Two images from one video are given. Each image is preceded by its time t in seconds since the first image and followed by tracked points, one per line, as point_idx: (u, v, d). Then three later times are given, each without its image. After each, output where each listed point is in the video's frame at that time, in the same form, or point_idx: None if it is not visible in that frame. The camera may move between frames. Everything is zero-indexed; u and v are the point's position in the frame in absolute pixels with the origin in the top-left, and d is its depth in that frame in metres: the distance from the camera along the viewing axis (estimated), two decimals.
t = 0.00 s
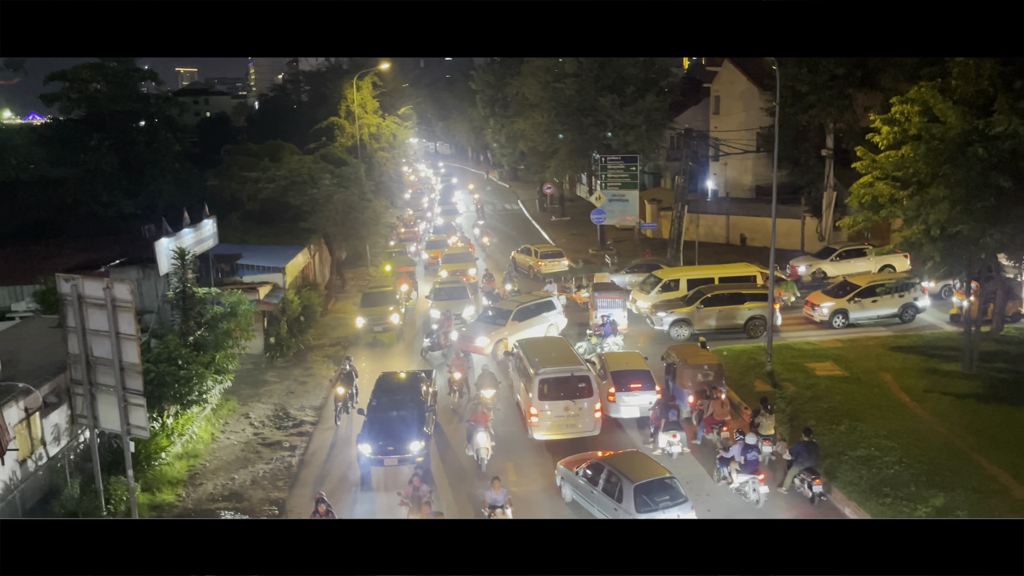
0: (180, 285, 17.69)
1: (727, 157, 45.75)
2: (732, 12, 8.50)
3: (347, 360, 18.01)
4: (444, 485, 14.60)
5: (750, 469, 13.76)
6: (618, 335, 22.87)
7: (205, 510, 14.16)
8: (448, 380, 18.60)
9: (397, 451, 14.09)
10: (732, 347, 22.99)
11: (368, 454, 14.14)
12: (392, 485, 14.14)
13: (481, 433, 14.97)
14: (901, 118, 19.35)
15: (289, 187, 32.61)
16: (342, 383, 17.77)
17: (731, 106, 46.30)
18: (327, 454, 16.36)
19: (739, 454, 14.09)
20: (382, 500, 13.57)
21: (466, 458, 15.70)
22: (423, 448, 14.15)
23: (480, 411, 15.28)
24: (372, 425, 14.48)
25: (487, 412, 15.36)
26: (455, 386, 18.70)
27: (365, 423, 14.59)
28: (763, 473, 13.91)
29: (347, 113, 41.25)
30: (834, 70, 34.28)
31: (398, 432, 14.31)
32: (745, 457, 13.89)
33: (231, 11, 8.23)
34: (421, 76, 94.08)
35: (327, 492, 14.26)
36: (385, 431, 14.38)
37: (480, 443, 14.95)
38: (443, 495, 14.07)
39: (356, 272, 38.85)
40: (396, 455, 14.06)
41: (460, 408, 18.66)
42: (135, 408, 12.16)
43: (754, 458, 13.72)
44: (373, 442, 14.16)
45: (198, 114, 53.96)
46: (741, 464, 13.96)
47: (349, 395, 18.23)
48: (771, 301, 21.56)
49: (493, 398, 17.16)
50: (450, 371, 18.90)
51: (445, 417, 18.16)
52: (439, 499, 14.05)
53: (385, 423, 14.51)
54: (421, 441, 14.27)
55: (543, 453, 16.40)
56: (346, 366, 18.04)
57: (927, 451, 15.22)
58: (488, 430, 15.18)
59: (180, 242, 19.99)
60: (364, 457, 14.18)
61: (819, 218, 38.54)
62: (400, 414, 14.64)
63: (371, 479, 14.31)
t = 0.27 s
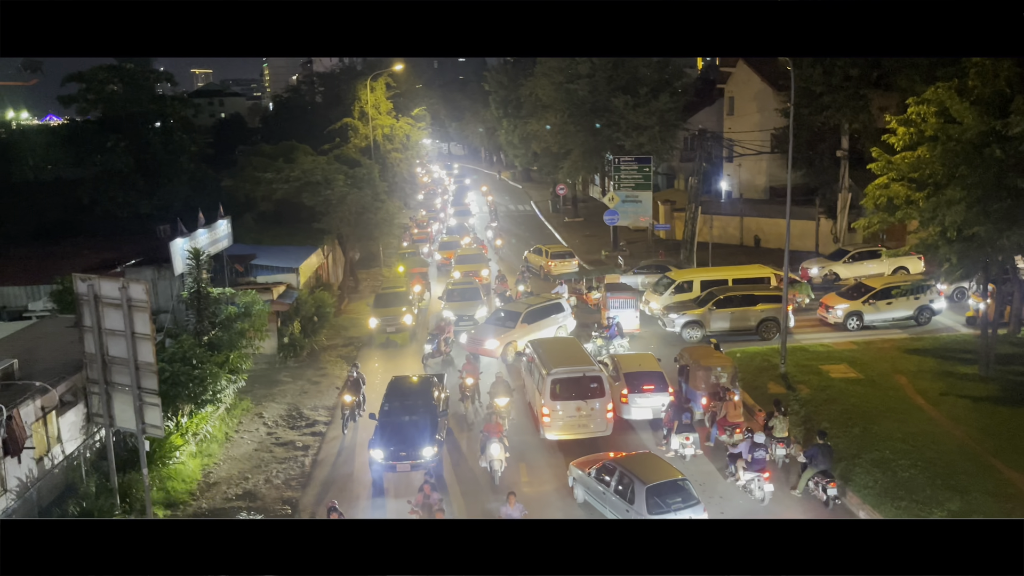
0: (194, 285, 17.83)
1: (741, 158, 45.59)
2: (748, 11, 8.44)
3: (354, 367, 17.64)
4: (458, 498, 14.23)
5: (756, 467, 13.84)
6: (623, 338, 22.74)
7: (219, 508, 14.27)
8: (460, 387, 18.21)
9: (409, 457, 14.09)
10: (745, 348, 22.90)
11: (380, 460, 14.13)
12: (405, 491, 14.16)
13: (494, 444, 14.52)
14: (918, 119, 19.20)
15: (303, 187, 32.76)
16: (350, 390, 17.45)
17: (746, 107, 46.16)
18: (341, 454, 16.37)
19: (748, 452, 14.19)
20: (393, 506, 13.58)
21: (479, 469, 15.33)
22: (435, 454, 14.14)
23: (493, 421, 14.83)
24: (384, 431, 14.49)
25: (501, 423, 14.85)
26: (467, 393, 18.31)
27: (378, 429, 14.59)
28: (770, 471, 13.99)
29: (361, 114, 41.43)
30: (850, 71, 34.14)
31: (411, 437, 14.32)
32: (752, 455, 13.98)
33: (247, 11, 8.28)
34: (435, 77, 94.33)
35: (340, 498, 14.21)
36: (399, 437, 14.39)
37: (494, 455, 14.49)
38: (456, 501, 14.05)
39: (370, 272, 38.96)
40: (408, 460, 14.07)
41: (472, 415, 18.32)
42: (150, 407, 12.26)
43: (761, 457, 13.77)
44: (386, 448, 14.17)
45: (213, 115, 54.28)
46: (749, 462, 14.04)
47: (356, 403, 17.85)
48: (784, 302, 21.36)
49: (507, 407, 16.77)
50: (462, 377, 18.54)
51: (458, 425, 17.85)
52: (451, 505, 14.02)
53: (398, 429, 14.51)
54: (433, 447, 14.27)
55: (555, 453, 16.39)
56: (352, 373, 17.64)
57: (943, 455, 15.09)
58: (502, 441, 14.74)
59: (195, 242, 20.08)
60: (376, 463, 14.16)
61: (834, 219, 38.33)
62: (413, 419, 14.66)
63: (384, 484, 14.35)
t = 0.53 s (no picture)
0: (207, 283, 17.90)
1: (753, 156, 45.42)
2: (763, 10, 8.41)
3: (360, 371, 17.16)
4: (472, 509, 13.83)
5: (761, 462, 13.92)
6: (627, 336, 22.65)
7: (231, 505, 14.36)
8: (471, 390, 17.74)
9: (420, 459, 14.08)
10: (757, 347, 22.81)
11: (391, 462, 14.10)
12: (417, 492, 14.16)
13: (506, 453, 14.06)
14: (932, 117, 19.07)
15: (315, 185, 32.87)
16: (356, 394, 16.97)
17: (758, 104, 45.98)
18: (352, 451, 16.41)
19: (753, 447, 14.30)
20: (402, 508, 13.56)
21: (492, 476, 14.96)
22: (446, 456, 14.13)
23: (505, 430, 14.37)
24: (395, 432, 14.48)
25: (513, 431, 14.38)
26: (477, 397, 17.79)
27: (389, 430, 14.58)
28: (774, 466, 14.08)
29: (373, 112, 41.52)
30: (863, 68, 33.97)
31: (422, 439, 14.30)
32: (758, 450, 14.05)
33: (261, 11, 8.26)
34: (446, 75, 94.37)
35: (350, 499, 14.19)
36: (410, 438, 14.36)
37: (506, 464, 14.03)
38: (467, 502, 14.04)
39: (381, 270, 39.04)
40: (419, 463, 14.06)
41: (484, 419, 17.84)
42: (163, 403, 12.33)
43: (765, 452, 13.84)
44: (396, 451, 14.13)
45: (224, 113, 54.44)
46: (754, 457, 14.10)
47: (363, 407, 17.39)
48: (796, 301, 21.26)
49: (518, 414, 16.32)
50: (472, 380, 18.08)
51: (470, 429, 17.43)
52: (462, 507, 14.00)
53: (409, 430, 14.48)
54: (444, 449, 14.25)
55: (565, 451, 16.38)
56: (359, 378, 17.18)
57: (956, 455, 15.00)
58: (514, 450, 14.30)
59: (207, 240, 20.15)
60: (387, 465, 14.14)
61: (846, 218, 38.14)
62: (423, 420, 14.66)
63: (394, 487, 14.33)
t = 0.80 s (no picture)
0: (218, 276, 17.94)
1: (764, 150, 45.19)
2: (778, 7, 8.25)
3: (365, 371, 16.80)
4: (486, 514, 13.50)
5: (766, 453, 14.08)
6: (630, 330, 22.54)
7: (242, 497, 14.45)
8: (481, 389, 17.42)
9: (430, 457, 14.04)
10: (768, 342, 22.72)
11: (401, 460, 14.07)
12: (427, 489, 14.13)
13: (518, 458, 13.67)
14: (946, 110, 18.89)
15: (325, 178, 32.95)
16: (361, 396, 16.56)
17: (770, 97, 45.71)
18: (363, 444, 16.45)
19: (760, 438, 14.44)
20: (409, 507, 13.45)
21: (502, 482, 14.58)
22: (457, 455, 14.07)
23: (517, 434, 13.99)
24: (405, 430, 14.48)
25: (525, 437, 14.00)
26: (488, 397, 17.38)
27: (399, 429, 14.57)
28: (779, 457, 14.20)
29: (383, 106, 41.53)
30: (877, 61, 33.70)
31: (432, 437, 14.26)
32: (763, 441, 14.21)
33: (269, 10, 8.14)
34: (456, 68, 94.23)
35: (360, 495, 14.16)
36: (419, 437, 14.33)
37: (518, 470, 13.63)
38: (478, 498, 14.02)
39: (391, 264, 39.10)
40: (429, 461, 14.00)
41: (495, 419, 17.50)
42: (175, 395, 12.40)
43: (770, 443, 13.99)
44: (407, 449, 14.08)
45: (236, 107, 54.59)
46: (760, 447, 14.27)
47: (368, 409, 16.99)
48: (808, 296, 21.16)
49: (530, 415, 15.94)
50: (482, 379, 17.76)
51: (482, 429, 17.11)
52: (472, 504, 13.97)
53: (419, 429, 14.46)
54: (454, 447, 14.21)
55: (575, 444, 16.38)
56: (364, 379, 16.81)
57: (967, 450, 14.92)
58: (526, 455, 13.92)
59: (218, 233, 20.19)
60: (397, 464, 14.10)
61: (858, 212, 37.91)
62: (433, 418, 14.67)
63: (402, 486, 14.25)
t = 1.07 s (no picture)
0: (229, 264, 17.98)
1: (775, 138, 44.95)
2: None
3: (371, 367, 16.54)
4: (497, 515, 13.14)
5: (771, 438, 14.24)
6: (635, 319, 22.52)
7: (253, 484, 14.54)
8: (492, 383, 17.21)
9: (439, 450, 14.02)
10: (778, 331, 22.67)
11: (409, 453, 14.03)
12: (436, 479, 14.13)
13: (530, 459, 13.29)
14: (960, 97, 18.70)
15: (335, 167, 32.95)
16: (367, 391, 16.28)
17: (781, 85, 45.39)
18: (373, 432, 16.50)
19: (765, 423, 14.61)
20: (417, 501, 13.36)
21: (513, 482, 14.19)
22: (466, 447, 14.01)
23: (528, 434, 13.61)
24: (414, 424, 14.51)
25: (537, 437, 13.63)
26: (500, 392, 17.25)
27: (409, 423, 14.56)
28: (785, 443, 14.31)
29: (393, 94, 41.47)
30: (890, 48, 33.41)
31: (442, 430, 14.28)
32: (769, 427, 14.37)
33: None
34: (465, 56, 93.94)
35: (369, 486, 14.16)
36: (428, 429, 14.34)
37: (529, 471, 13.22)
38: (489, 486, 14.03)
39: (401, 252, 39.16)
40: (439, 454, 13.97)
41: (506, 414, 17.28)
42: (186, 382, 12.48)
43: (776, 429, 14.14)
44: (416, 442, 14.05)
45: (245, 95, 54.63)
46: (766, 433, 14.42)
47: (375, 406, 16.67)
48: (819, 285, 21.07)
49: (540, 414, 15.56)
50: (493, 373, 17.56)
51: (494, 424, 16.87)
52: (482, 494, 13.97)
53: (429, 422, 14.47)
54: (464, 440, 14.17)
55: (584, 431, 16.42)
56: (370, 374, 16.54)
57: (978, 440, 14.86)
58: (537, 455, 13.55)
59: (229, 222, 20.20)
60: (406, 456, 14.06)
61: (870, 200, 37.69)
62: (442, 410, 14.72)
63: (410, 479, 14.19)
